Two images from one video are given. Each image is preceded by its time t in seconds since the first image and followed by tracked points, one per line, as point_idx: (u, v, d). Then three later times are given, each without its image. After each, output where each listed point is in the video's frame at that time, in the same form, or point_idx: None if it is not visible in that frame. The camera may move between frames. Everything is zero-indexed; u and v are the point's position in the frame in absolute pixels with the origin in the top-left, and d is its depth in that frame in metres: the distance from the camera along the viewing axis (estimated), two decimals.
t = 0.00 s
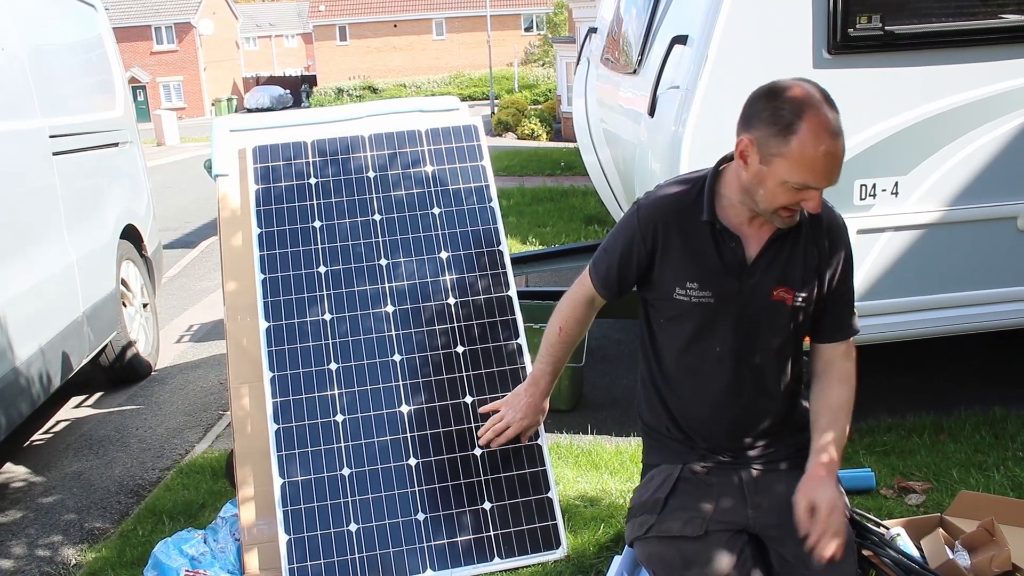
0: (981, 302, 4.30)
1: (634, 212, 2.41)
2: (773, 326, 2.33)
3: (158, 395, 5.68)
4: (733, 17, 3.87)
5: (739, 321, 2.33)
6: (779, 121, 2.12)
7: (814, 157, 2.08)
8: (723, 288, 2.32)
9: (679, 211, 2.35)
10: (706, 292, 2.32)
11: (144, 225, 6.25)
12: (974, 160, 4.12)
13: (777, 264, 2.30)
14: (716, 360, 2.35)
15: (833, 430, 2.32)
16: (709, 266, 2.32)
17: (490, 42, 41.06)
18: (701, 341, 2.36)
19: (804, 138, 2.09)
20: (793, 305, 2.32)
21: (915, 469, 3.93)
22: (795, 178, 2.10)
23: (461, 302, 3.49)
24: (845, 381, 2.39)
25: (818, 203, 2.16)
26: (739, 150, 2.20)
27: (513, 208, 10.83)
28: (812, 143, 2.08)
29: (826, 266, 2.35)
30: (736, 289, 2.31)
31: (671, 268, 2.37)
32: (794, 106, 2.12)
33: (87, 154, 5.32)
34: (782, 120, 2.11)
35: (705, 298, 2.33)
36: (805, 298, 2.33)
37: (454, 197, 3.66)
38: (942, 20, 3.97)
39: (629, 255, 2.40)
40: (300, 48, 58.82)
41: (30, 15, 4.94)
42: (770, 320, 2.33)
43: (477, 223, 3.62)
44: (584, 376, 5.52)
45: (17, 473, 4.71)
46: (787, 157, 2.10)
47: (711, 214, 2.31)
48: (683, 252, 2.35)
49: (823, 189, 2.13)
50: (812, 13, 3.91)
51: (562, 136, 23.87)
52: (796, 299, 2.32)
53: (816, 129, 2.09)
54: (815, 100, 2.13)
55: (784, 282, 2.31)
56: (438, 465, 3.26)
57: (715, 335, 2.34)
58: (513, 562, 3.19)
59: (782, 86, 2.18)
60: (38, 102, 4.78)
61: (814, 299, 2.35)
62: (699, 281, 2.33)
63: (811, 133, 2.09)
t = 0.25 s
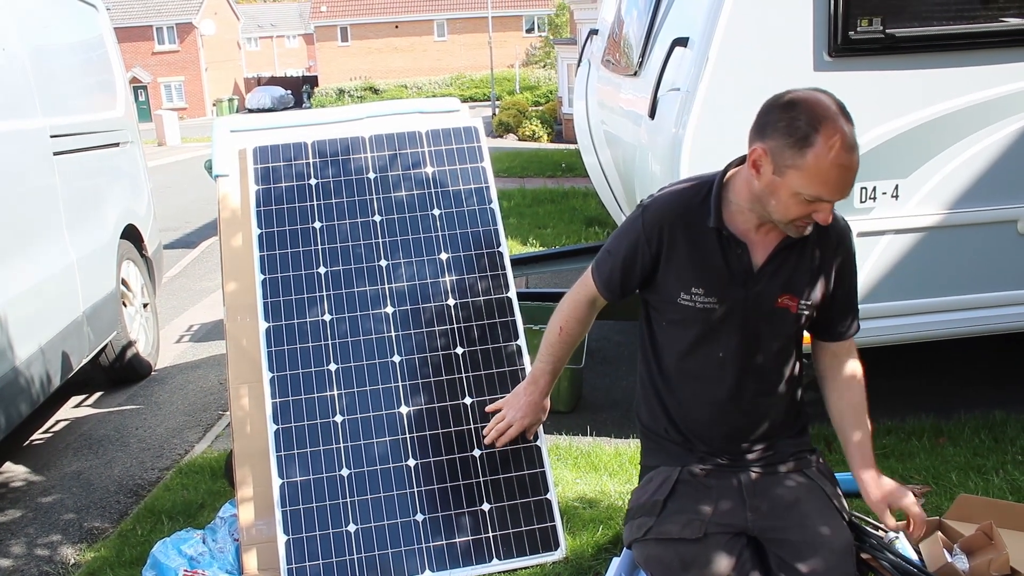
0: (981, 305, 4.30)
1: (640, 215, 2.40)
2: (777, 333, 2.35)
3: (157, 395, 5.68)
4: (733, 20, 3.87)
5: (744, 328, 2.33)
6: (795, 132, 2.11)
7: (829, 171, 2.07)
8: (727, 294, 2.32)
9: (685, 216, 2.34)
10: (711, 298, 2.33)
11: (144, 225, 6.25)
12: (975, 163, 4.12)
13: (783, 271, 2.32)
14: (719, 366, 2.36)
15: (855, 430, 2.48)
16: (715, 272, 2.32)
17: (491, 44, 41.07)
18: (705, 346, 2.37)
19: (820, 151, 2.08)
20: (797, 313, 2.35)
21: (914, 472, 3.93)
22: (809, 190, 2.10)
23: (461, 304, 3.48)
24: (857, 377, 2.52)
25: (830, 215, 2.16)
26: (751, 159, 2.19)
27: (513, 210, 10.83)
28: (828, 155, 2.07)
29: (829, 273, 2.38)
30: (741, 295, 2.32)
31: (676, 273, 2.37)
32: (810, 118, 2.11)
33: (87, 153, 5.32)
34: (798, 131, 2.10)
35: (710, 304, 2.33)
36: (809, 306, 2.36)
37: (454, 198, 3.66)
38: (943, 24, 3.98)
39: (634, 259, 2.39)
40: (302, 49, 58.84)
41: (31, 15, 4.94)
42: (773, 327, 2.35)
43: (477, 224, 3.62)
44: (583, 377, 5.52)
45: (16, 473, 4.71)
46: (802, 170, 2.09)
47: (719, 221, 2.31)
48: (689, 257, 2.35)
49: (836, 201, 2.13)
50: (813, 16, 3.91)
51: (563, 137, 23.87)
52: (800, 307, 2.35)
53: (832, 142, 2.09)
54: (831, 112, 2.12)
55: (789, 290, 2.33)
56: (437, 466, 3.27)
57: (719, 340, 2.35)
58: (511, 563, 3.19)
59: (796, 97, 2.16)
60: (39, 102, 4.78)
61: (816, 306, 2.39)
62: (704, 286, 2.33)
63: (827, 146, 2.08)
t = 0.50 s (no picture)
0: (981, 307, 4.30)
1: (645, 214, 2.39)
2: (778, 337, 2.35)
3: (157, 392, 5.69)
4: (734, 21, 3.87)
5: (745, 331, 2.34)
6: (808, 136, 2.10)
7: (841, 176, 2.08)
8: (729, 296, 2.32)
9: (691, 216, 2.34)
10: (714, 300, 2.32)
11: (145, 223, 6.25)
12: (975, 165, 4.12)
13: (786, 276, 2.32)
14: (719, 368, 2.36)
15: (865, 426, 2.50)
16: (718, 274, 2.32)
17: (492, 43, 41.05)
18: (706, 347, 2.36)
19: (832, 156, 2.08)
20: (798, 318, 2.35)
21: (913, 474, 3.94)
22: (819, 195, 2.10)
23: (460, 303, 3.49)
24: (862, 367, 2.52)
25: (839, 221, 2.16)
26: (762, 162, 2.18)
27: (515, 209, 10.82)
28: (840, 161, 2.07)
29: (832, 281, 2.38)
30: (744, 298, 2.32)
31: (679, 273, 2.36)
32: (825, 123, 2.10)
33: (88, 151, 5.32)
34: (812, 136, 2.10)
35: (712, 305, 2.33)
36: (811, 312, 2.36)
37: (454, 198, 3.66)
38: (944, 26, 3.98)
39: (637, 258, 2.38)
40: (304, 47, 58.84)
41: (33, 12, 4.94)
42: (775, 330, 2.35)
43: (477, 223, 3.63)
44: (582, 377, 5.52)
45: (15, 470, 4.72)
46: (813, 174, 2.09)
47: (725, 222, 2.30)
48: (694, 257, 2.34)
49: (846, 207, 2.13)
50: (814, 17, 3.91)
51: (564, 137, 23.87)
52: (801, 312, 2.35)
53: (845, 147, 2.09)
54: (844, 117, 2.12)
55: (792, 295, 2.34)
56: (436, 465, 3.27)
57: (720, 342, 2.35)
58: (509, 562, 3.20)
59: (810, 101, 2.16)
60: (40, 100, 4.78)
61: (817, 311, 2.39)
62: (707, 288, 2.33)
63: (840, 152, 2.08)
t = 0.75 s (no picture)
0: (984, 307, 4.30)
1: (649, 213, 2.37)
2: (783, 331, 2.36)
3: (160, 387, 5.70)
4: (739, 19, 3.86)
5: (752, 326, 2.34)
6: (812, 125, 2.11)
7: (844, 165, 2.08)
8: (735, 292, 2.32)
9: (695, 213, 2.33)
10: (721, 296, 2.32)
11: (149, 219, 6.26)
12: (980, 165, 4.11)
13: (791, 270, 2.32)
14: (726, 364, 2.36)
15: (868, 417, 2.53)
16: (724, 269, 2.32)
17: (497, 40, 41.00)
18: (712, 343, 2.36)
19: (837, 145, 2.09)
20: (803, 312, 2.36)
21: (914, 473, 3.93)
22: (824, 184, 2.10)
23: (463, 299, 3.49)
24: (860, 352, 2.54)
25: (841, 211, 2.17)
26: (766, 152, 2.18)
27: (518, 206, 10.82)
28: (844, 150, 2.08)
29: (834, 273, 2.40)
30: (750, 293, 2.32)
31: (684, 270, 2.35)
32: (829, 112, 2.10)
33: (92, 146, 5.33)
34: (816, 125, 2.10)
35: (719, 301, 2.33)
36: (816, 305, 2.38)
37: (457, 194, 3.66)
38: (950, 24, 3.96)
39: (642, 256, 2.37)
40: (308, 44, 58.83)
41: (38, 7, 4.95)
42: (781, 324, 2.35)
43: (480, 220, 3.62)
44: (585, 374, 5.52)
45: (19, 464, 4.73)
46: (818, 163, 2.09)
47: (729, 218, 2.30)
48: (699, 254, 2.33)
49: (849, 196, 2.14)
50: (819, 16, 3.91)
51: (569, 134, 23.83)
52: (805, 306, 2.36)
53: (849, 137, 2.09)
54: (847, 107, 2.13)
55: (797, 289, 2.34)
56: (438, 461, 3.29)
57: (726, 339, 2.35)
58: (511, 559, 3.19)
59: (813, 91, 2.17)
60: (44, 94, 4.79)
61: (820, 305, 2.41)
62: (713, 284, 2.32)
63: (844, 140, 2.09)
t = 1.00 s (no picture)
0: (988, 299, 4.29)
1: (648, 215, 2.31)
2: (788, 311, 2.38)
3: (163, 376, 5.71)
4: (744, 9, 3.84)
5: (762, 307, 2.35)
6: (799, 100, 2.09)
7: (829, 138, 2.05)
8: (743, 279, 2.31)
9: (695, 206, 2.29)
10: (730, 285, 2.30)
11: (152, 208, 6.26)
12: (984, 157, 4.10)
13: (793, 249, 2.35)
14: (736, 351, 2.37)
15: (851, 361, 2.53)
16: (730, 259, 2.30)
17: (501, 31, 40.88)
18: (723, 333, 2.36)
19: (822, 119, 2.05)
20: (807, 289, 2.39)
21: (916, 465, 3.93)
22: (809, 158, 2.07)
23: (466, 289, 3.49)
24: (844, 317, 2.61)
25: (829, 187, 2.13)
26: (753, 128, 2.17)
27: (521, 197, 10.80)
28: (827, 123, 2.05)
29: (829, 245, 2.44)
30: (757, 278, 2.32)
31: (690, 265, 2.31)
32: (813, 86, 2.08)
33: (95, 135, 5.33)
34: (802, 99, 2.08)
35: (729, 291, 2.31)
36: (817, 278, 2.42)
37: (460, 184, 3.66)
38: (956, 15, 3.94)
39: (648, 259, 2.30)
40: (312, 33, 58.69)
41: None
42: (788, 304, 2.37)
43: (483, 210, 3.62)
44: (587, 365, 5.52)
45: (22, 452, 4.74)
46: (801, 137, 2.07)
47: (729, 205, 2.28)
48: (704, 248, 2.29)
49: (836, 171, 2.10)
50: (824, 6, 3.89)
51: (572, 125, 23.79)
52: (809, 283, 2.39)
53: (834, 112, 2.06)
54: (833, 83, 2.10)
55: (800, 268, 2.37)
56: (439, 451, 3.28)
57: (737, 325, 2.35)
58: (512, 548, 3.20)
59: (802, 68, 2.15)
60: (47, 83, 4.78)
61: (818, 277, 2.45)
62: (722, 275, 2.30)
63: (829, 114, 2.05)
